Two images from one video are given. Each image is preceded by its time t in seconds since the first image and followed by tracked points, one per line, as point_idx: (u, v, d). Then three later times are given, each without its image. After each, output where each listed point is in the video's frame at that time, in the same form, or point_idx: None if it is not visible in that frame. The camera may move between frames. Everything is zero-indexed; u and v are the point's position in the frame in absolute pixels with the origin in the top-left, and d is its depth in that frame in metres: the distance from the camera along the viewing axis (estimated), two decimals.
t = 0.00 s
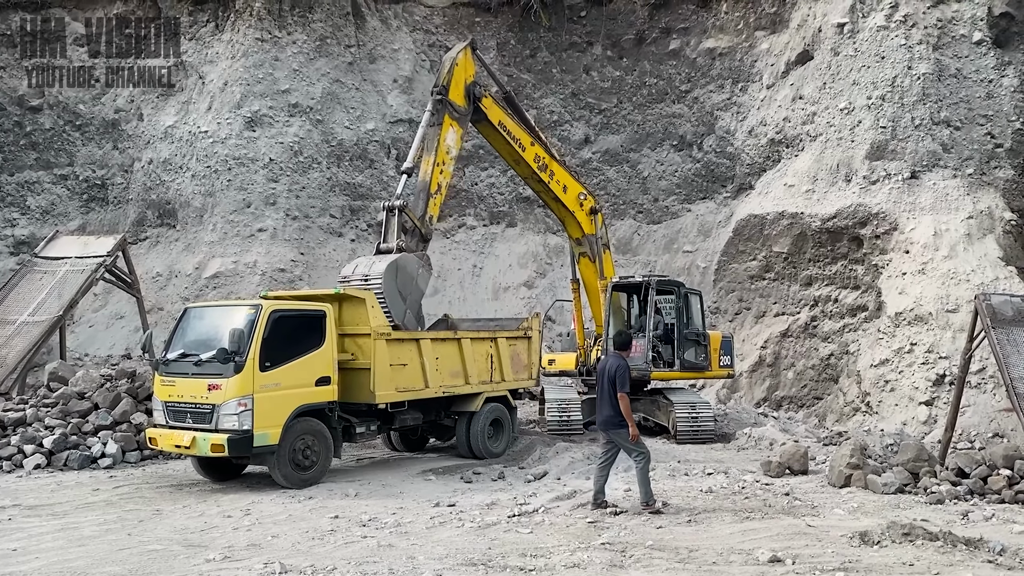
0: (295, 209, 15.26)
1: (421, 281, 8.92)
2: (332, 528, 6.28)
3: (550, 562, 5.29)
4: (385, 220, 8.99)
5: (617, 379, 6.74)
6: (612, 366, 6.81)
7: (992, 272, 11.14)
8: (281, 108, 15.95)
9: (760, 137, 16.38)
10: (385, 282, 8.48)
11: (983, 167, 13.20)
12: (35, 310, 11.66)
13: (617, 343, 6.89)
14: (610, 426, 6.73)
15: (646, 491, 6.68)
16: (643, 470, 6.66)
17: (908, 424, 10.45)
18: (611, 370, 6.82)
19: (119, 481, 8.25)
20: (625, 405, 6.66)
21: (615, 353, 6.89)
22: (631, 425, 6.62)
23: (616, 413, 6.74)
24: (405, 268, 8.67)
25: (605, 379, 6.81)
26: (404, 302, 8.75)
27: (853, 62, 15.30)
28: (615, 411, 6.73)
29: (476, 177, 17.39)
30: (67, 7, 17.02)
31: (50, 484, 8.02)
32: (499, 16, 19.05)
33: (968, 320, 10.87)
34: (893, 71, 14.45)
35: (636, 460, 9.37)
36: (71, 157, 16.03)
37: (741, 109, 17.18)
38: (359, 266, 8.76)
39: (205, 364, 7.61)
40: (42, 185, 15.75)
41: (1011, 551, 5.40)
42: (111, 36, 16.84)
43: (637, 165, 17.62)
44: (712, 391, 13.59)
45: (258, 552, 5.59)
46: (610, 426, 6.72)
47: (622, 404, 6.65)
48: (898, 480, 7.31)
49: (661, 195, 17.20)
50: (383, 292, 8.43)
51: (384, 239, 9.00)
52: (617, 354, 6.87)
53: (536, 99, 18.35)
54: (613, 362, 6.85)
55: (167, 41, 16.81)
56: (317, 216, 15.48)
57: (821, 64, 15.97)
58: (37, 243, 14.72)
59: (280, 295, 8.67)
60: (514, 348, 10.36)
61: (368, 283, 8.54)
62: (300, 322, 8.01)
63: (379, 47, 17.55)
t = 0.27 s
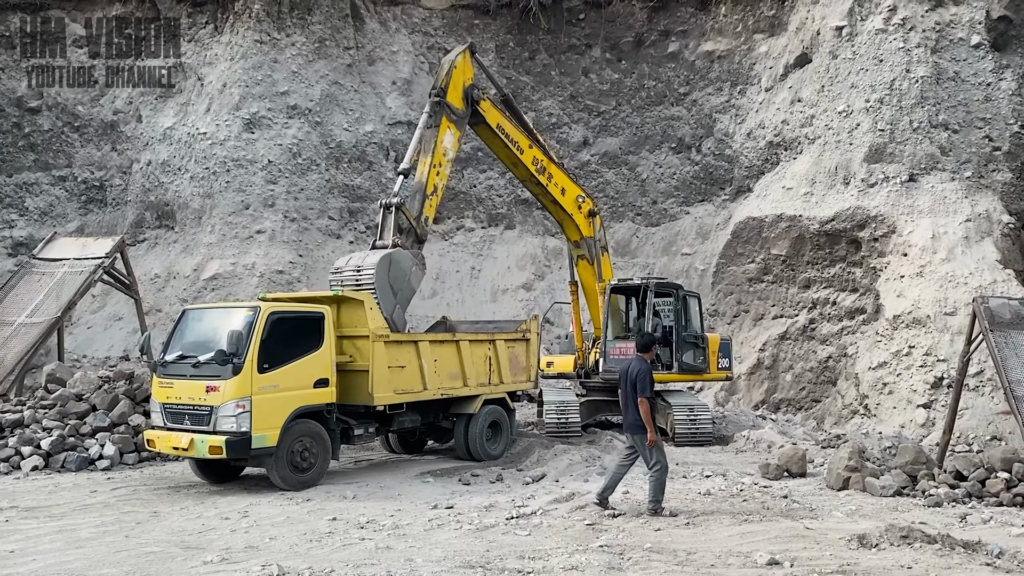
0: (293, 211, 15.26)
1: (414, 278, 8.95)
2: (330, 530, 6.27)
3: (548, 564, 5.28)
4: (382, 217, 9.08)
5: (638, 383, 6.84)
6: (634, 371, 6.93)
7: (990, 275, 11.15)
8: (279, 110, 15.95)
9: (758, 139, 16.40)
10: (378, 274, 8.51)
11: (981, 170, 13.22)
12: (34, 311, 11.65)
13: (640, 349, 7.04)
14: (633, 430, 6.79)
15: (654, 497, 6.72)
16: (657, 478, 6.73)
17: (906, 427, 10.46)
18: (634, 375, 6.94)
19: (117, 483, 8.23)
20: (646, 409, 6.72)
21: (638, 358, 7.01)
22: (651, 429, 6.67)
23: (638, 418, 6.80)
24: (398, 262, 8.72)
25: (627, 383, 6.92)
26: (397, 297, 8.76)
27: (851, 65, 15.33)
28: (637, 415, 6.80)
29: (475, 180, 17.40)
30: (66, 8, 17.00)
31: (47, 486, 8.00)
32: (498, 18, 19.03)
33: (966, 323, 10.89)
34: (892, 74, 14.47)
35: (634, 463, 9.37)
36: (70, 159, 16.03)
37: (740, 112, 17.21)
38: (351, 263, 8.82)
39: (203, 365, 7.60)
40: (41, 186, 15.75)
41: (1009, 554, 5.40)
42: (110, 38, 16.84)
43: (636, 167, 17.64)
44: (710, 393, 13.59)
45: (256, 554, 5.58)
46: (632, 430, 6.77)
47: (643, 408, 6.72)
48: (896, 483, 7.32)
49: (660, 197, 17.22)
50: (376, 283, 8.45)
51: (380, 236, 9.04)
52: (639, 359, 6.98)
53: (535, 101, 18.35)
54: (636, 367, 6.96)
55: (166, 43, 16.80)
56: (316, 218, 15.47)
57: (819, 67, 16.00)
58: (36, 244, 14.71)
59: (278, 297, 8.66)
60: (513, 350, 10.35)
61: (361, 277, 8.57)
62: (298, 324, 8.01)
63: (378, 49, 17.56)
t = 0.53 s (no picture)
0: (293, 211, 15.24)
1: (413, 276, 8.92)
2: (329, 531, 6.26)
3: (547, 565, 5.28)
4: (383, 216, 9.10)
5: (657, 384, 6.68)
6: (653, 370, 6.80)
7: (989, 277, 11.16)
8: (279, 111, 15.95)
9: (758, 141, 16.42)
10: (376, 271, 8.48)
11: (981, 172, 13.23)
12: (33, 312, 11.64)
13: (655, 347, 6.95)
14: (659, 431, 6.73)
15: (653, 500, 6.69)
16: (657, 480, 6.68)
17: (905, 429, 10.47)
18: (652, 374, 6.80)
19: (116, 483, 8.22)
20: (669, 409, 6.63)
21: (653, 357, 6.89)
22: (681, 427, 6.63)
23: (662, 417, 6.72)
24: (397, 260, 8.69)
25: (645, 384, 6.77)
26: (395, 295, 8.73)
27: (851, 67, 15.34)
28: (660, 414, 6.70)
29: (474, 181, 17.40)
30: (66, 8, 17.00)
31: (46, 486, 8.00)
32: (498, 20, 19.01)
33: (965, 325, 10.89)
34: (891, 76, 14.49)
35: (634, 464, 9.36)
36: (69, 159, 16.03)
37: (739, 113, 17.22)
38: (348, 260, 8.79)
39: (203, 366, 7.59)
40: (40, 186, 15.75)
41: (1008, 556, 5.41)
42: (109, 38, 16.84)
43: (636, 168, 17.65)
44: (709, 394, 13.59)
45: (255, 555, 5.57)
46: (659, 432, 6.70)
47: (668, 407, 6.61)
48: (895, 485, 7.32)
49: (659, 199, 17.24)
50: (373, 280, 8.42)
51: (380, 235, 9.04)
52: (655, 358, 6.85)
53: (535, 102, 18.36)
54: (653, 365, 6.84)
55: (166, 43, 16.80)
56: (315, 219, 15.46)
57: (819, 69, 16.01)
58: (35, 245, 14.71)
59: (277, 298, 8.66)
60: (513, 351, 10.35)
61: (359, 274, 8.55)
62: (298, 324, 8.01)
63: (378, 50, 17.56)
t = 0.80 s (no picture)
0: (293, 212, 15.24)
1: (414, 266, 8.90)
2: (329, 531, 6.26)
3: (547, 566, 5.28)
4: (386, 208, 9.10)
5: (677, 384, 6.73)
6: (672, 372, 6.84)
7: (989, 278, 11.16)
8: (279, 111, 15.95)
9: (758, 142, 16.43)
10: (377, 258, 8.44)
11: (981, 173, 13.22)
12: (33, 311, 11.65)
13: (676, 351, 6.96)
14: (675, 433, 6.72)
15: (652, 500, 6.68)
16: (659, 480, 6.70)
17: (905, 430, 10.47)
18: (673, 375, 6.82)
19: (116, 483, 8.22)
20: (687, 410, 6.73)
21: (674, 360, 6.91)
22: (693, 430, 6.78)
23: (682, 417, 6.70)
24: (399, 248, 8.66)
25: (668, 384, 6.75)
26: (395, 284, 8.69)
27: (851, 68, 15.34)
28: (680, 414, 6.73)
29: (474, 181, 17.40)
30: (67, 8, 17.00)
31: (46, 486, 8.00)
32: (498, 20, 19.00)
33: (965, 326, 10.89)
34: (891, 77, 14.49)
35: (633, 464, 9.36)
36: (69, 159, 16.03)
37: (740, 114, 17.22)
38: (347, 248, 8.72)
39: (202, 366, 7.59)
40: (40, 186, 15.75)
41: (1007, 557, 5.41)
42: (109, 38, 16.84)
43: (636, 169, 17.66)
44: (709, 395, 13.59)
45: (254, 555, 5.57)
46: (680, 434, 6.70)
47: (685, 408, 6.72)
48: (895, 486, 7.32)
49: (659, 199, 17.25)
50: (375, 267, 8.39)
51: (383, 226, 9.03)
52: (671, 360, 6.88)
53: (535, 103, 18.36)
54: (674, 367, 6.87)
55: (166, 43, 16.80)
56: (315, 219, 15.46)
57: (819, 70, 16.01)
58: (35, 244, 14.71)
59: (277, 298, 8.66)
60: (512, 351, 10.35)
61: (360, 261, 8.51)
62: (298, 324, 8.01)
63: (378, 50, 17.57)
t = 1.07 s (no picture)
0: (293, 211, 15.24)
1: (416, 245, 8.70)
2: (329, 531, 6.26)
3: (547, 566, 5.28)
4: (393, 190, 9.13)
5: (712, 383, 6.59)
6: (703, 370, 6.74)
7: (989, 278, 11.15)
8: (280, 111, 15.95)
9: (758, 142, 16.43)
10: (380, 233, 8.26)
11: (981, 173, 13.21)
12: (34, 311, 11.65)
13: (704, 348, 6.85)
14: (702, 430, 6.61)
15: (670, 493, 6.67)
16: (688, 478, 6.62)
17: (904, 430, 10.47)
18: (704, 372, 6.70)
19: (116, 483, 8.22)
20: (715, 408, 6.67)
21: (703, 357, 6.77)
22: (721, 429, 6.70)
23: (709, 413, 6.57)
24: (402, 226, 8.51)
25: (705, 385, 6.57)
26: (396, 261, 8.48)
27: (851, 68, 15.33)
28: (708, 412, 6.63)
29: (475, 181, 17.40)
30: (67, 8, 17.02)
31: (47, 486, 8.00)
32: (499, 20, 18.98)
33: (965, 326, 10.89)
34: (892, 77, 14.49)
35: (633, 465, 9.37)
36: (70, 158, 16.04)
37: (740, 114, 17.22)
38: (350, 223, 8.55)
39: (203, 366, 7.60)
40: (41, 186, 15.76)
41: (1007, 558, 5.41)
42: (109, 38, 16.84)
43: (636, 169, 17.69)
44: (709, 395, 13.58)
45: (254, 555, 5.58)
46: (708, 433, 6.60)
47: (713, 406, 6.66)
48: (894, 486, 7.33)
49: (660, 199, 17.27)
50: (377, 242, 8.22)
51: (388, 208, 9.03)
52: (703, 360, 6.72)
53: (536, 103, 18.37)
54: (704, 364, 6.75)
55: (166, 43, 16.81)
56: (315, 219, 15.46)
57: (819, 70, 16.01)
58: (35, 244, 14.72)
59: (278, 297, 8.67)
60: (512, 351, 10.35)
61: (362, 236, 8.34)
62: (298, 324, 8.02)
63: (378, 50, 17.57)
